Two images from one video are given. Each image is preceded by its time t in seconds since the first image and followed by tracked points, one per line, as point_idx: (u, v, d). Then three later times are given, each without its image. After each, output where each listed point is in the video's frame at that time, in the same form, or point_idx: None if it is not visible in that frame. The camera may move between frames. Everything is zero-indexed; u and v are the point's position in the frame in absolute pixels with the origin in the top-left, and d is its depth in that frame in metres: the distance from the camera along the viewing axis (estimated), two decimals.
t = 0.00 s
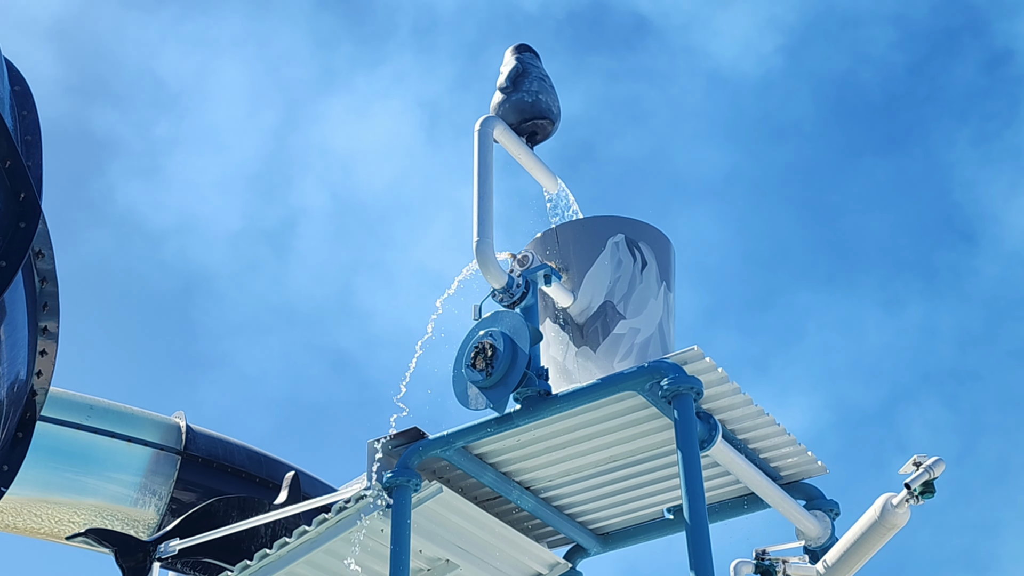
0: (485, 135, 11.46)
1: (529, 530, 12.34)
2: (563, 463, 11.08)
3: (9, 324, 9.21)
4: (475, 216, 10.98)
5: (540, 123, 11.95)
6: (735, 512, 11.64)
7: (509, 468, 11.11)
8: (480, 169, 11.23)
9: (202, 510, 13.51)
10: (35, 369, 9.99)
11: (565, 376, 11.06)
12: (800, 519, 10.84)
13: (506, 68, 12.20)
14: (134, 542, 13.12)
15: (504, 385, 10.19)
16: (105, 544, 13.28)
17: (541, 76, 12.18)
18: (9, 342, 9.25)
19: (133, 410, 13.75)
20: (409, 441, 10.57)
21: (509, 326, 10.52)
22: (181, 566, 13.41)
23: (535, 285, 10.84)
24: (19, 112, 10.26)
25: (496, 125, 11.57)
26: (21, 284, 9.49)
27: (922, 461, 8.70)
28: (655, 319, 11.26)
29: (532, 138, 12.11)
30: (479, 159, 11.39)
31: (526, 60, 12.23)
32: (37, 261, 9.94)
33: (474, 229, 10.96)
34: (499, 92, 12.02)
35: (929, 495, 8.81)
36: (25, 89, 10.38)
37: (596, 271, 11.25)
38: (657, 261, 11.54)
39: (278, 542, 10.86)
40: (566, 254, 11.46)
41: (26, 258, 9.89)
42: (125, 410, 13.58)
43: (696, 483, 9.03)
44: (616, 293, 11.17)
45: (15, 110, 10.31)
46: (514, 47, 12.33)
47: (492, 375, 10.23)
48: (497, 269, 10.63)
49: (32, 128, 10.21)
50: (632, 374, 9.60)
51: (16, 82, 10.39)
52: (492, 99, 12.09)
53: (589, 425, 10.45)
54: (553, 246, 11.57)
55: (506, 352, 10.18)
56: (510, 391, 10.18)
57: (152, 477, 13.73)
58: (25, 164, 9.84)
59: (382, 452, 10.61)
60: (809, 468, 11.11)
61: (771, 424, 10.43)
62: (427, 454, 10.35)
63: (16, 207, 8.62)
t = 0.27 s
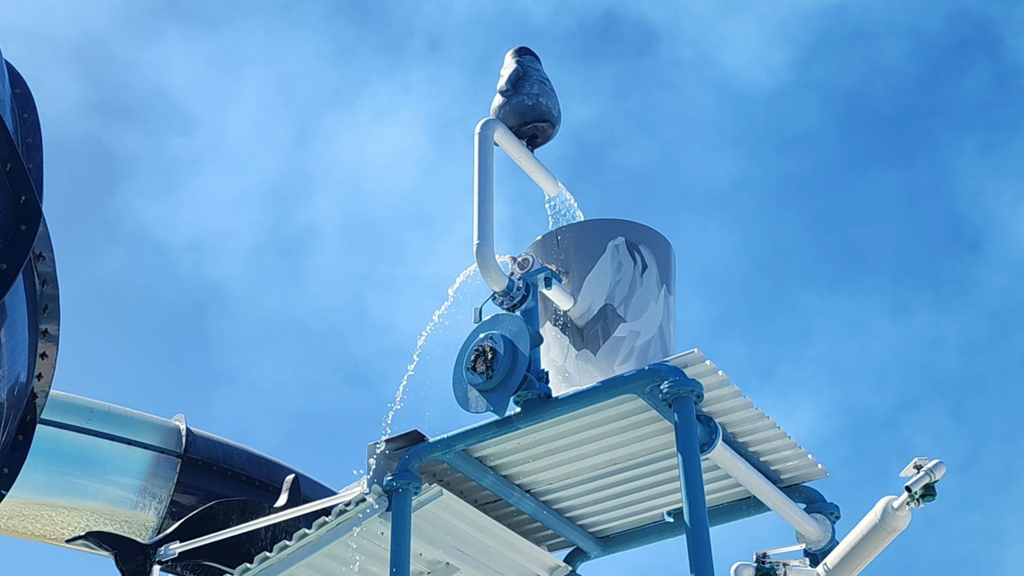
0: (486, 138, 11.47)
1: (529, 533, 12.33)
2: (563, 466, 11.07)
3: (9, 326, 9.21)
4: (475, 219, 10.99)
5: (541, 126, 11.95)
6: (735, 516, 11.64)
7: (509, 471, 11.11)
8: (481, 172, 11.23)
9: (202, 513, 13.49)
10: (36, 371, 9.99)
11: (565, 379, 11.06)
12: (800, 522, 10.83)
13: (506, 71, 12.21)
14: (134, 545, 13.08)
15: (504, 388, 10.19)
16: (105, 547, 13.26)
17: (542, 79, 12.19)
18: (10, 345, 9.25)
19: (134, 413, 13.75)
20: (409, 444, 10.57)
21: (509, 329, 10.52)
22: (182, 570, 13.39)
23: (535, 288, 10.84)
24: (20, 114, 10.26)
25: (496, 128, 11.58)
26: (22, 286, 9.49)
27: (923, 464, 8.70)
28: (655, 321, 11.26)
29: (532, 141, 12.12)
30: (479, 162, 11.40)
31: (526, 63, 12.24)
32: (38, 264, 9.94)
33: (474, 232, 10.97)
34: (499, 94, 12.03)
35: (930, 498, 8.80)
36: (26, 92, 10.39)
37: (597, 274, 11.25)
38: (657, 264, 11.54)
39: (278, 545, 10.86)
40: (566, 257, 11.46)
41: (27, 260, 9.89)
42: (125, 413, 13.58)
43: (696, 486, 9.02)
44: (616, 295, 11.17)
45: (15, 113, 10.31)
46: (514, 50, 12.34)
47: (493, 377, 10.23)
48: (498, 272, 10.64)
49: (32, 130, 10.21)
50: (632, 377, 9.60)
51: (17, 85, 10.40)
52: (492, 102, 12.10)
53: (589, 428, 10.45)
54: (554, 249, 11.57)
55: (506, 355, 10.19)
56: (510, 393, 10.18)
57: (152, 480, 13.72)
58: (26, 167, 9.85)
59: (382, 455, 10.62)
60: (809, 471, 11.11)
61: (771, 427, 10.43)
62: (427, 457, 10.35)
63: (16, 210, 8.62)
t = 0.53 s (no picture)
0: (486, 141, 11.48)
1: (529, 536, 12.33)
2: (563, 469, 11.07)
3: (10, 328, 9.21)
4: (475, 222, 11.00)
5: (541, 129, 11.96)
6: (735, 518, 11.63)
7: (510, 474, 11.11)
8: (481, 175, 11.24)
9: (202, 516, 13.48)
10: (36, 373, 9.99)
11: (565, 382, 11.06)
12: (800, 525, 10.83)
13: (507, 74, 12.22)
14: (134, 548, 13.22)
15: (504, 391, 10.20)
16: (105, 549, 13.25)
17: (542, 82, 12.20)
18: (10, 347, 9.25)
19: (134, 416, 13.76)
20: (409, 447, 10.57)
21: (509, 331, 10.52)
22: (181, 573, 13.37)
23: (535, 291, 10.84)
24: (20, 117, 10.27)
25: (497, 131, 11.58)
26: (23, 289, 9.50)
27: (923, 466, 8.70)
28: (655, 324, 11.27)
29: (532, 144, 12.13)
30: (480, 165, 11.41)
31: (527, 66, 12.25)
32: (39, 266, 9.95)
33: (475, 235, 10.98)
34: (500, 97, 12.04)
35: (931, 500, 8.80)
36: (26, 94, 10.40)
37: (597, 277, 11.25)
38: (657, 267, 11.55)
39: (278, 547, 10.83)
40: (566, 260, 11.47)
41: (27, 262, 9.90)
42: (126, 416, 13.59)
43: (697, 489, 9.02)
44: (616, 298, 11.17)
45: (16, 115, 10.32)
46: (514, 53, 12.35)
47: (493, 380, 10.23)
48: (498, 275, 10.64)
49: (33, 132, 10.22)
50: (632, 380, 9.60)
51: (17, 87, 10.42)
52: (493, 105, 12.11)
53: (589, 431, 10.45)
54: (554, 252, 11.58)
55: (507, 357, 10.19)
56: (510, 396, 10.18)
57: (152, 483, 13.72)
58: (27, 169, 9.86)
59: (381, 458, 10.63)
60: (809, 474, 11.10)
61: (771, 430, 10.43)
62: (427, 459, 10.35)
63: (17, 212, 8.63)
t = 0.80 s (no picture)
0: (485, 143, 11.48)
1: (528, 539, 12.32)
2: (562, 471, 11.08)
3: (9, 331, 9.20)
4: (475, 224, 11.00)
5: (540, 131, 11.97)
6: (734, 520, 11.63)
7: (509, 476, 11.11)
8: (480, 177, 11.25)
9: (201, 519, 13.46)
10: (35, 376, 9.98)
11: (564, 384, 11.07)
12: (799, 527, 10.83)
13: (506, 77, 12.23)
14: (134, 550, 13.13)
15: (503, 393, 10.20)
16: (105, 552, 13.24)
17: (541, 84, 12.21)
18: (9, 350, 9.25)
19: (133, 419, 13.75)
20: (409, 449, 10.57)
21: (509, 334, 10.53)
22: None
23: (534, 293, 10.85)
24: (20, 119, 10.28)
25: (496, 133, 11.59)
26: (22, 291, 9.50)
27: (922, 468, 8.70)
28: (655, 326, 11.28)
29: (532, 146, 12.13)
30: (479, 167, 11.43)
31: (526, 68, 12.26)
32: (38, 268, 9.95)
33: (474, 237, 10.98)
34: (499, 100, 12.05)
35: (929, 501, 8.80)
36: (26, 96, 10.42)
37: (596, 279, 11.26)
38: (656, 270, 11.55)
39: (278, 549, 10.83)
40: (565, 262, 11.48)
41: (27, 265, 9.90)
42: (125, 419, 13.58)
43: (696, 491, 9.02)
44: (616, 300, 11.18)
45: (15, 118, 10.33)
46: (513, 55, 12.36)
47: (492, 382, 10.24)
48: (497, 277, 10.65)
49: (32, 135, 10.22)
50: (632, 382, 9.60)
51: (17, 89, 10.43)
52: (492, 107, 12.12)
53: (588, 433, 10.46)
54: (553, 254, 11.59)
55: (506, 360, 10.20)
56: (509, 398, 10.18)
57: (151, 486, 13.72)
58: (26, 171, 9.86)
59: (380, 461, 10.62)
60: (808, 476, 11.10)
61: (771, 432, 10.43)
62: (426, 462, 10.35)
63: (17, 214, 8.63)
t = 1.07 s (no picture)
0: (484, 146, 11.48)
1: (527, 542, 12.31)
2: (561, 474, 11.06)
3: (7, 334, 9.19)
4: (473, 227, 11.00)
5: (539, 134, 11.97)
6: (733, 523, 11.63)
7: (507, 479, 11.11)
8: (479, 180, 11.25)
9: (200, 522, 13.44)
10: (33, 378, 9.97)
11: (563, 387, 11.06)
12: (798, 530, 10.83)
13: (505, 79, 12.23)
14: (132, 553, 13.01)
15: (502, 396, 10.19)
16: (103, 555, 13.24)
17: (539, 87, 12.21)
18: (7, 352, 9.24)
19: (132, 422, 13.73)
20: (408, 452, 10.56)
21: (507, 336, 10.53)
22: None
23: (533, 296, 10.85)
24: (18, 121, 10.27)
25: (495, 136, 11.60)
26: (20, 293, 9.49)
27: (920, 471, 8.70)
28: (653, 329, 11.27)
29: (530, 149, 12.13)
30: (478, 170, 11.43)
31: (524, 71, 12.26)
32: (36, 271, 9.95)
33: (473, 239, 10.98)
34: (497, 103, 12.05)
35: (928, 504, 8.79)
36: (24, 99, 10.41)
37: (595, 282, 11.26)
38: (655, 272, 11.55)
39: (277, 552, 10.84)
40: (564, 265, 11.47)
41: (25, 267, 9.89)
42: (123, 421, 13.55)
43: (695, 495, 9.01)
44: (615, 303, 11.17)
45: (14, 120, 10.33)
46: (512, 58, 12.37)
47: (490, 385, 10.23)
48: (496, 280, 10.65)
49: (31, 137, 10.22)
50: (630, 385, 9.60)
51: (16, 91, 10.43)
52: (490, 110, 12.12)
53: (587, 436, 10.45)
54: (552, 256, 11.58)
55: (504, 363, 10.20)
56: (508, 401, 10.17)
57: (150, 489, 13.71)
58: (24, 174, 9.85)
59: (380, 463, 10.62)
60: (807, 479, 11.09)
61: (769, 435, 10.42)
62: (425, 465, 10.34)
63: (15, 216, 8.62)
